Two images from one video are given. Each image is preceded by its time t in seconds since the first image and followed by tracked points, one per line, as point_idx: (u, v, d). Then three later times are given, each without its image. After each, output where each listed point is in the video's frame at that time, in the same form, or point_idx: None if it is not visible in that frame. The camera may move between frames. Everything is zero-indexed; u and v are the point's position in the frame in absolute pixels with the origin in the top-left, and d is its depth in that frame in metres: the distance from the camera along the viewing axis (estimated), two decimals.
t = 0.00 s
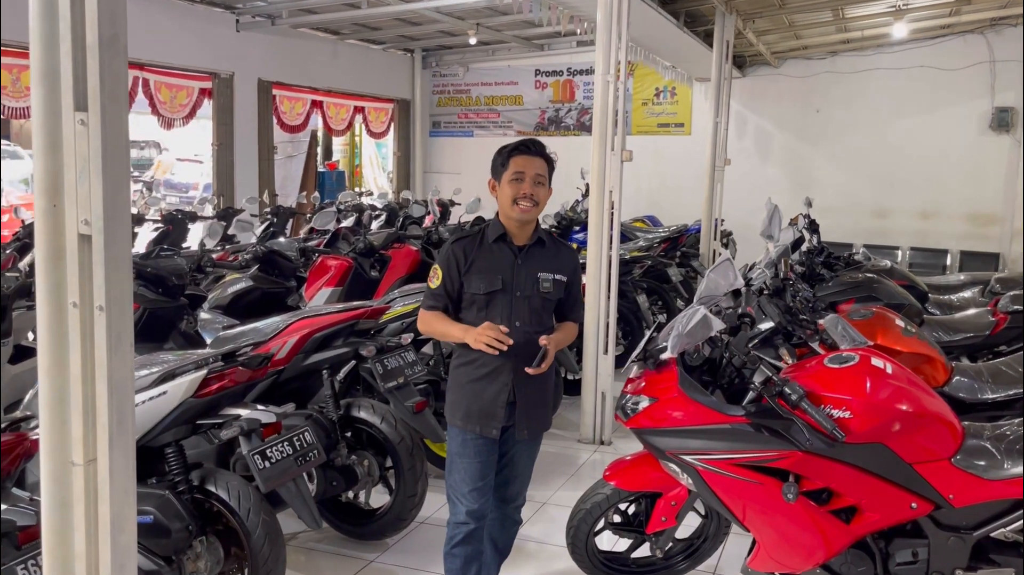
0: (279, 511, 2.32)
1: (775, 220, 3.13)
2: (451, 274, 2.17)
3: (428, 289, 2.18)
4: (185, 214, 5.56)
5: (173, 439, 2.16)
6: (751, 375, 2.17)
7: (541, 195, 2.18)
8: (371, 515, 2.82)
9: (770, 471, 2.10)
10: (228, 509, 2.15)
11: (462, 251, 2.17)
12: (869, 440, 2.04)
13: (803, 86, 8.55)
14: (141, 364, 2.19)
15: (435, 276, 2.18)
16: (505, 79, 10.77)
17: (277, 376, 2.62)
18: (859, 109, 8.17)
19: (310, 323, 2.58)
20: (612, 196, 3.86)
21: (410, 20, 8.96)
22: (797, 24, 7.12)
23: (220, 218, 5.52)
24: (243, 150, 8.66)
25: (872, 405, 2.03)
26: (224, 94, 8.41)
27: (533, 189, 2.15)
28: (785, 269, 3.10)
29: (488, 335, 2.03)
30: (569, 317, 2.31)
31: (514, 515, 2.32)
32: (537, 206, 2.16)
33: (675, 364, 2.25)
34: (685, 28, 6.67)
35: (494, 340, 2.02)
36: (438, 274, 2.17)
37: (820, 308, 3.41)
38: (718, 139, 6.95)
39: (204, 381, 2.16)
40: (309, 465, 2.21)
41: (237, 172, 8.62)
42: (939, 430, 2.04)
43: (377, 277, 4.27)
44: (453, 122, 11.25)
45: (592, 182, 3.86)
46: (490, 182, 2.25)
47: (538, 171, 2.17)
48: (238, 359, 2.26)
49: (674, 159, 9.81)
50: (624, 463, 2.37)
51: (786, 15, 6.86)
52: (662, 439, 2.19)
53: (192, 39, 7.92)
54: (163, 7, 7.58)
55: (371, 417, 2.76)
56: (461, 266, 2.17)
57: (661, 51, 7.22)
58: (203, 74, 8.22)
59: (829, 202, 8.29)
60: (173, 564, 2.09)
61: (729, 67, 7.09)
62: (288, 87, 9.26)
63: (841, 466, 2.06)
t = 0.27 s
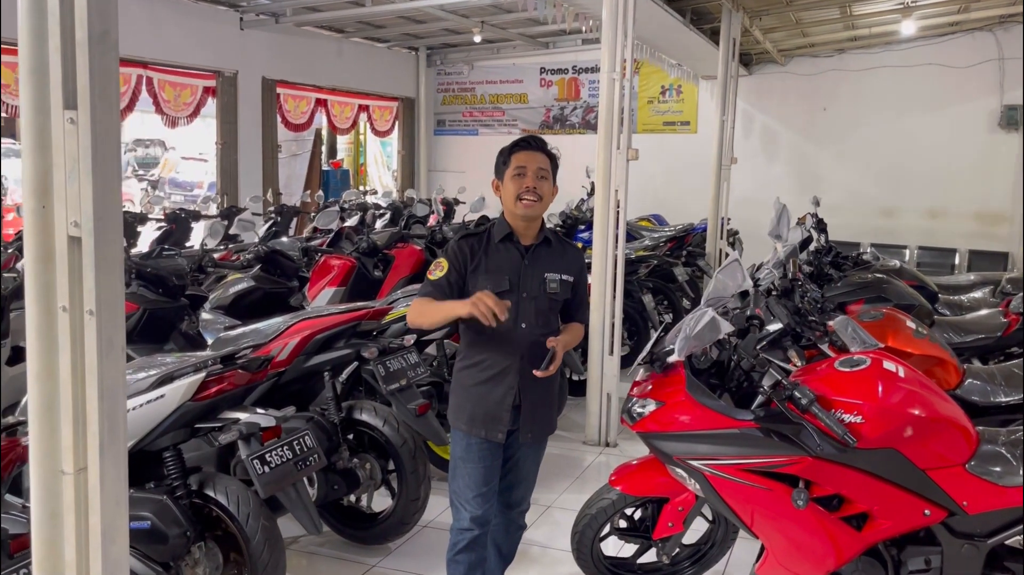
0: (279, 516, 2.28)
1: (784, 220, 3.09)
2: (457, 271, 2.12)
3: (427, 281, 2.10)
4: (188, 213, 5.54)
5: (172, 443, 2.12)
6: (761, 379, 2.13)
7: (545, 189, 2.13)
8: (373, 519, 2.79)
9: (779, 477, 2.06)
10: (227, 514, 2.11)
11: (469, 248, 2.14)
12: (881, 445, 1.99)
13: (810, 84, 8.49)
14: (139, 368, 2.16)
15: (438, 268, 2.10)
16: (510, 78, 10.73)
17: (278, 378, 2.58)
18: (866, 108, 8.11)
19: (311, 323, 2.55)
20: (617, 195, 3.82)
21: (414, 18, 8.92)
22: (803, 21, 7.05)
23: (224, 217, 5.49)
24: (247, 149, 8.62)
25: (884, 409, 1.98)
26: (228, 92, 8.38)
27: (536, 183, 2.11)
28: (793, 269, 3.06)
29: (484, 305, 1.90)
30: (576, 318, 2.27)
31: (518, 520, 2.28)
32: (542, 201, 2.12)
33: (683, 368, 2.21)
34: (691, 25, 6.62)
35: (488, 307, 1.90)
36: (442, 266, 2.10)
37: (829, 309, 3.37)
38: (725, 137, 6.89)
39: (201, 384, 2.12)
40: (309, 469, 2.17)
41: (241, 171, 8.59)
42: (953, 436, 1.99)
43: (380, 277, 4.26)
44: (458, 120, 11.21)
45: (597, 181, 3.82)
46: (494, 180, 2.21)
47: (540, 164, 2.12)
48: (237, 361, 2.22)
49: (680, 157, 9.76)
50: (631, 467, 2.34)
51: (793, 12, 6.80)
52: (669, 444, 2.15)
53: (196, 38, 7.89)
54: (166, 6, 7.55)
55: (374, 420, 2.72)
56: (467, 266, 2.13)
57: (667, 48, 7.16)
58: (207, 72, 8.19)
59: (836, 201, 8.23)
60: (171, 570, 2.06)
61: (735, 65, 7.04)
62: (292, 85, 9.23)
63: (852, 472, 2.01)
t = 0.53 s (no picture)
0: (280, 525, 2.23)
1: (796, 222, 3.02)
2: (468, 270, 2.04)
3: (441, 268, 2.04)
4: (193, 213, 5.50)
5: (170, 450, 2.08)
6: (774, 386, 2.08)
7: (549, 187, 2.08)
8: (377, 526, 2.74)
9: (793, 486, 2.00)
10: (226, 522, 2.07)
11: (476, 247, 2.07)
12: (898, 455, 1.93)
13: (819, 82, 8.41)
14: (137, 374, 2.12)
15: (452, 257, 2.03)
16: (517, 77, 10.67)
17: (280, 383, 2.54)
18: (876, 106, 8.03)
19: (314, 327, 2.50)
20: (625, 195, 3.76)
21: (421, 17, 8.87)
22: (813, 19, 6.97)
23: (228, 218, 5.45)
24: (253, 149, 8.59)
25: (901, 417, 1.93)
26: (233, 92, 8.34)
27: (540, 181, 2.05)
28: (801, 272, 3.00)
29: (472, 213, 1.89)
30: (582, 319, 2.23)
31: (526, 530, 2.23)
32: (546, 197, 2.07)
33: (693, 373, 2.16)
34: (699, 24, 6.55)
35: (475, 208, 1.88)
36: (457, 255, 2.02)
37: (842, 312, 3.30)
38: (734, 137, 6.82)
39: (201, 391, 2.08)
40: (310, 477, 2.13)
41: (247, 171, 8.55)
42: (973, 445, 1.93)
43: (384, 279, 4.21)
44: (464, 119, 11.17)
45: (605, 181, 3.77)
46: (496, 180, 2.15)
47: (544, 161, 2.07)
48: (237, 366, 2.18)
49: (688, 157, 9.69)
50: (640, 475, 2.28)
51: (802, 10, 6.72)
52: (679, 451, 2.09)
53: (201, 37, 7.85)
54: (171, 5, 7.51)
55: (377, 425, 2.67)
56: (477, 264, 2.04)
57: (675, 47, 7.09)
58: (213, 72, 8.16)
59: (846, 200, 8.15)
60: None
61: (744, 64, 6.98)
62: (298, 85, 9.19)
63: (868, 482, 1.95)
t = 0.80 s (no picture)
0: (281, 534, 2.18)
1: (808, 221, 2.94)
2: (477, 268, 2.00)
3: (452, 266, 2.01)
4: (198, 213, 5.45)
5: (169, 457, 2.04)
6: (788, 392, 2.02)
7: (556, 191, 2.02)
8: (381, 532, 2.69)
9: (809, 495, 1.94)
10: (226, 531, 2.02)
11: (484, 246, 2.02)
12: (917, 463, 1.87)
13: (830, 80, 8.32)
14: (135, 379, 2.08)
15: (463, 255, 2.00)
16: (525, 76, 10.61)
17: (282, 387, 2.50)
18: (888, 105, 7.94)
19: (314, 331, 2.46)
20: (634, 194, 3.70)
21: (428, 16, 8.82)
22: (824, 16, 6.89)
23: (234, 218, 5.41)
24: (260, 149, 8.55)
25: (919, 425, 1.86)
26: (240, 92, 8.31)
27: (547, 185, 2.00)
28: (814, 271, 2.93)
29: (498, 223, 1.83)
30: (586, 322, 2.18)
31: (533, 539, 2.17)
32: (554, 204, 2.01)
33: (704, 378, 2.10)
34: (709, 21, 6.48)
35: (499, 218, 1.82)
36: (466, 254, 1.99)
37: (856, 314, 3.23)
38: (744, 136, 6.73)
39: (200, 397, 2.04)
40: (312, 485, 2.08)
41: (253, 171, 8.51)
42: (995, 453, 1.86)
43: (390, 280, 4.14)
44: (472, 119, 11.11)
45: (613, 180, 3.71)
46: (502, 183, 2.10)
47: (552, 165, 2.01)
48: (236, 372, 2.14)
49: (697, 156, 9.61)
50: (650, 482, 2.22)
51: (813, 7, 6.63)
52: (690, 459, 2.04)
53: (207, 37, 7.82)
54: (177, 5, 7.48)
55: (382, 430, 2.63)
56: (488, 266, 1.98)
57: (684, 44, 7.01)
58: (219, 72, 8.12)
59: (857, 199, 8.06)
60: None
61: (754, 62, 6.91)
62: (305, 84, 9.16)
63: (885, 491, 1.89)
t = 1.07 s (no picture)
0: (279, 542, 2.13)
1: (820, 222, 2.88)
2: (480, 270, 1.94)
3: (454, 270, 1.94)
4: (203, 214, 5.41)
5: (164, 464, 1.99)
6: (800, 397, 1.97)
7: (560, 195, 1.96)
8: (383, 539, 2.64)
9: (821, 504, 1.89)
10: (222, 539, 1.97)
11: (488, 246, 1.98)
12: (933, 472, 1.80)
13: (841, 78, 8.23)
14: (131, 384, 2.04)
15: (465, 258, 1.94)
16: (532, 74, 10.55)
17: (282, 391, 2.44)
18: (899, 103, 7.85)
19: (315, 335, 2.42)
20: (641, 193, 3.64)
21: (435, 15, 8.77)
22: (834, 14, 6.80)
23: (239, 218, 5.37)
24: (267, 149, 8.52)
25: (935, 432, 1.79)
26: (246, 91, 8.28)
27: (550, 190, 1.93)
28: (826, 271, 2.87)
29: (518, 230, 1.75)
30: (589, 325, 2.13)
31: (537, 547, 2.11)
32: (557, 209, 1.95)
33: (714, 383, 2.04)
34: (718, 19, 6.41)
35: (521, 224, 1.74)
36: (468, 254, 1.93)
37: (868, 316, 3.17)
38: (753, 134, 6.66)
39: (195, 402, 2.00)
40: (310, 492, 2.04)
41: (260, 171, 8.48)
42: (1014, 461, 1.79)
43: (394, 281, 4.07)
44: (479, 118, 11.06)
45: (620, 179, 3.65)
46: (505, 184, 2.04)
47: (556, 168, 1.95)
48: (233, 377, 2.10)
49: (706, 155, 9.53)
50: (657, 489, 2.17)
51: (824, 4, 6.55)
52: (697, 466, 1.98)
53: (213, 36, 7.79)
54: (183, 4, 7.45)
55: (383, 435, 2.57)
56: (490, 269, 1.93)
57: (693, 42, 6.94)
58: (225, 71, 8.09)
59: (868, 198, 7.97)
60: None
61: (763, 60, 6.84)
62: (311, 84, 9.12)
63: (900, 501, 1.83)
